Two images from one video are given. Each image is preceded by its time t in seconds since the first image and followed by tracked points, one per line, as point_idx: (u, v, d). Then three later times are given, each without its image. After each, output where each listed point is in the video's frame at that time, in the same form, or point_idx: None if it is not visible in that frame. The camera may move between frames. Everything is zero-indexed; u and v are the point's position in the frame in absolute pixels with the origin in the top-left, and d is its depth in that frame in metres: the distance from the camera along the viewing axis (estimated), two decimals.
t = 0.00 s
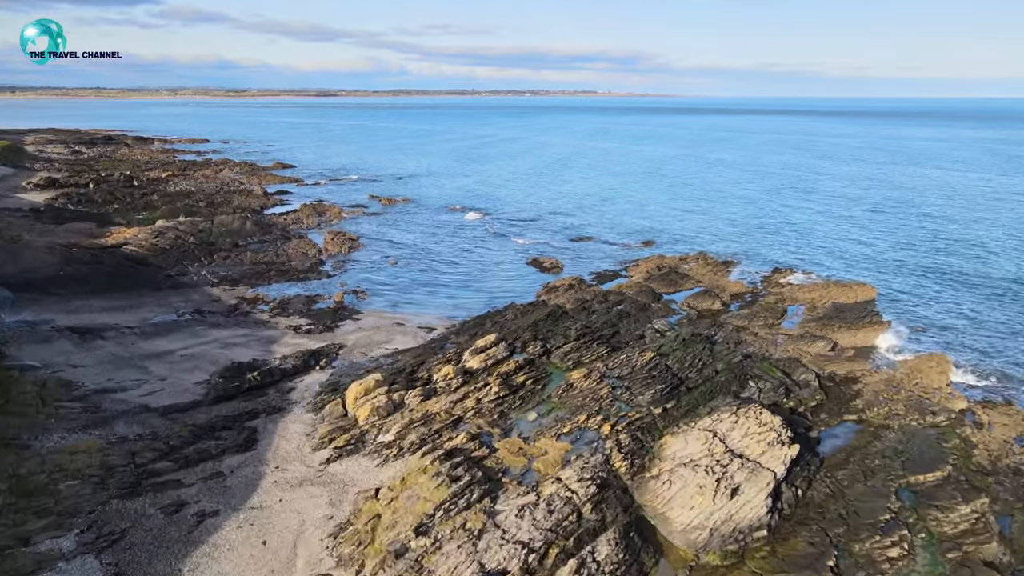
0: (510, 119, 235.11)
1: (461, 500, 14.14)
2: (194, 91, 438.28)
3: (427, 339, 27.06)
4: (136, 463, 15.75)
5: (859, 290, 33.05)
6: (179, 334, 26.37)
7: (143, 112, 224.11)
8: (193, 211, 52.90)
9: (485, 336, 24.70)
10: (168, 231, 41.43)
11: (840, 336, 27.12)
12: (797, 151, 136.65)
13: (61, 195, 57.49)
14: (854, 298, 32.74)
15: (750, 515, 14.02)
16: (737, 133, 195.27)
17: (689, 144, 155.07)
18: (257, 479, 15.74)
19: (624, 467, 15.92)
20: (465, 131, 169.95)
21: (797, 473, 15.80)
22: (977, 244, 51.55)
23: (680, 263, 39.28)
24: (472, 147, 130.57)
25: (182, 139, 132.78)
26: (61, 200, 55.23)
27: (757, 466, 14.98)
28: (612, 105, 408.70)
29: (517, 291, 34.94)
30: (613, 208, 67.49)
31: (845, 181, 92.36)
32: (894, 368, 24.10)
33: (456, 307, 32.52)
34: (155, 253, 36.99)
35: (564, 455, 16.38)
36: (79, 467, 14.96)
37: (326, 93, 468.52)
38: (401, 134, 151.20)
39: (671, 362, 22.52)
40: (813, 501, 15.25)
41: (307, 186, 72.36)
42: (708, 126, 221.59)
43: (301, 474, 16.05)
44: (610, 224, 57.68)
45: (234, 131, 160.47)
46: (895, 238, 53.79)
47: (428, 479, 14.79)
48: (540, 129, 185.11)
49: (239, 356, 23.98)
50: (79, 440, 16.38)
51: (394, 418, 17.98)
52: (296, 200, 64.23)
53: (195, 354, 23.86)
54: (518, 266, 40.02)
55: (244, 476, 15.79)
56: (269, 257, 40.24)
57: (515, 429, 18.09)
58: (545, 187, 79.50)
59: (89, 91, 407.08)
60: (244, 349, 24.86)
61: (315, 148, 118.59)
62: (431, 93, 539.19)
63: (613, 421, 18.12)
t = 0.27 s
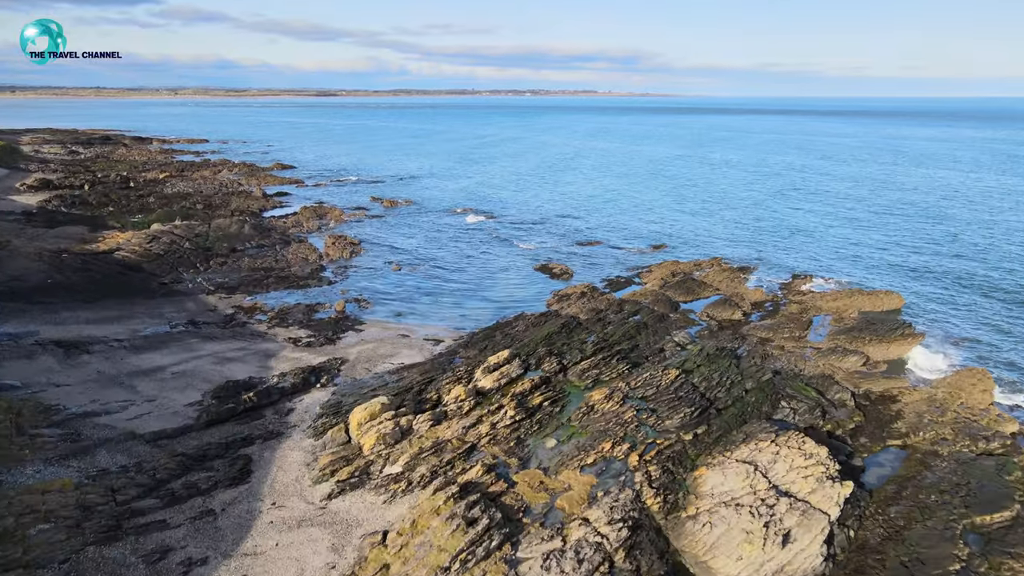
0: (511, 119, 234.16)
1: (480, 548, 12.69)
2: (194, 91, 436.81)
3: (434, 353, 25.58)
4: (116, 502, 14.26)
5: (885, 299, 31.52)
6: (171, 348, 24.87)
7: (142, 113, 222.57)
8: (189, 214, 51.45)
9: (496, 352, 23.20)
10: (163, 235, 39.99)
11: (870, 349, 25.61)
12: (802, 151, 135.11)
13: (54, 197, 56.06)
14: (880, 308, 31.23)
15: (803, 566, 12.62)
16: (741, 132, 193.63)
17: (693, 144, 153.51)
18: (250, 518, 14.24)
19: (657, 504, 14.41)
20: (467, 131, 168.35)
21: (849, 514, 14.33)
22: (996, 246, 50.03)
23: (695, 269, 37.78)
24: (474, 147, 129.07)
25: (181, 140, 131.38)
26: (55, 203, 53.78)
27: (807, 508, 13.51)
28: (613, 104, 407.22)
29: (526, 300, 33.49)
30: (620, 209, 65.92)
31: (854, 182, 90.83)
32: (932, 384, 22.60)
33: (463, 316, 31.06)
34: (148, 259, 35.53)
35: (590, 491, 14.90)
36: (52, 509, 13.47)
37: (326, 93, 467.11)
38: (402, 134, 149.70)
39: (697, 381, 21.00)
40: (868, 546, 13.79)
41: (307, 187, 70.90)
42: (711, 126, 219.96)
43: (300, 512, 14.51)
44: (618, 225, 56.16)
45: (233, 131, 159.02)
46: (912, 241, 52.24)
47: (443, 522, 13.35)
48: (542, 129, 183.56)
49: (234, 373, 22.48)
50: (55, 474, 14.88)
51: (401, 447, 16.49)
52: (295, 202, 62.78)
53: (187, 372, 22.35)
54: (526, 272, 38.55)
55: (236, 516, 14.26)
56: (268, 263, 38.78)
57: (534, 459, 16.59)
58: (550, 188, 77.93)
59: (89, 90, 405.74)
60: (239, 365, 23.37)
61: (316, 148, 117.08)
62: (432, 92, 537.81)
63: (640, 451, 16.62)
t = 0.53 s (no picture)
0: (512, 118, 232.54)
1: None
2: (193, 91, 435.15)
3: (438, 369, 24.05)
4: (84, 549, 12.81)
5: (912, 308, 29.98)
6: (158, 363, 23.36)
7: (141, 113, 221.14)
8: (184, 217, 49.95)
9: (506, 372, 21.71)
10: (154, 240, 38.49)
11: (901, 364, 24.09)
12: (808, 151, 133.45)
13: (46, 199, 54.57)
14: (905, 318, 29.76)
15: None
16: (744, 132, 191.91)
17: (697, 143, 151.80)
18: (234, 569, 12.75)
19: (690, 552, 12.98)
20: (467, 131, 166.80)
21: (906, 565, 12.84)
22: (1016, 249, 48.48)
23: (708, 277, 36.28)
24: (475, 146, 127.52)
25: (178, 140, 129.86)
26: (45, 205, 52.30)
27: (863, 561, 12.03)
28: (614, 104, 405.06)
29: (534, 308, 31.99)
30: (627, 209, 64.32)
31: (863, 182, 89.21)
32: (974, 404, 21.04)
33: (468, 327, 29.55)
34: (139, 266, 34.04)
35: (616, 537, 13.43)
36: (12, 563, 12.03)
37: (326, 92, 465.76)
38: (402, 134, 148.14)
39: (723, 403, 19.45)
40: None
41: (305, 188, 69.43)
42: (714, 125, 218.19)
43: (291, 560, 13.00)
44: (626, 227, 54.59)
45: (232, 131, 157.50)
46: (929, 243, 50.60)
47: None
48: (544, 129, 181.92)
49: (224, 392, 20.97)
50: (20, 520, 13.44)
51: (404, 482, 15.00)
52: (293, 204, 61.27)
53: (174, 390, 20.85)
54: (533, 279, 37.04)
55: (219, 565, 12.78)
56: (263, 269, 37.27)
57: (550, 494, 15.08)
58: (554, 188, 76.37)
59: (88, 90, 404.24)
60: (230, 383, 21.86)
61: (315, 148, 115.56)
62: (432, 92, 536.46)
63: (667, 486, 15.10)
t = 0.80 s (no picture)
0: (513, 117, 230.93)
1: None
2: (193, 90, 433.75)
3: (439, 388, 22.57)
4: None
5: (937, 317, 28.51)
6: (140, 381, 21.91)
7: (140, 112, 219.66)
8: (177, 220, 48.50)
9: (512, 393, 20.21)
10: (143, 245, 37.03)
11: (932, 380, 22.57)
12: (812, 151, 131.92)
13: (35, 201, 53.09)
14: (929, 330, 28.33)
15: None
16: (747, 131, 190.43)
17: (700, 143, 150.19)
18: None
19: None
20: (467, 130, 165.19)
21: None
22: None
23: (720, 285, 34.80)
24: (476, 146, 125.93)
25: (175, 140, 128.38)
26: (34, 207, 50.82)
27: None
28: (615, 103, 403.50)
29: (539, 319, 30.51)
30: (632, 210, 62.80)
31: (870, 182, 87.72)
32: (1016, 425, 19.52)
33: (470, 339, 28.09)
34: (126, 273, 32.56)
35: None
36: None
37: (326, 91, 464.09)
38: (402, 133, 146.61)
39: (748, 429, 17.94)
40: None
41: (303, 190, 67.95)
42: (716, 125, 216.64)
43: None
44: (631, 229, 53.11)
45: (230, 131, 156.04)
46: (945, 247, 49.04)
47: None
48: (545, 128, 180.46)
49: (208, 414, 19.50)
50: None
51: (402, 525, 13.56)
52: (290, 206, 59.79)
53: (155, 412, 19.42)
54: (537, 286, 35.55)
55: None
56: (257, 276, 35.80)
57: (564, 539, 13.60)
58: (556, 189, 74.89)
59: (87, 89, 402.71)
60: (216, 403, 20.41)
61: (313, 148, 114.04)
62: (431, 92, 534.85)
63: (692, 531, 13.65)
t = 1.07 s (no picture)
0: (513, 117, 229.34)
1: None
2: (192, 90, 432.26)
3: (437, 410, 21.03)
4: None
5: (963, 330, 27.02)
6: (115, 401, 20.38)
7: (138, 112, 218.08)
8: (168, 224, 47.00)
9: (516, 419, 18.71)
10: (130, 251, 35.51)
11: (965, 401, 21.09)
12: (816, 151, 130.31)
13: (22, 204, 51.55)
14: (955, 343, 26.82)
15: None
16: (749, 132, 188.86)
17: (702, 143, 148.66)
18: None
19: None
20: (467, 130, 163.62)
21: None
22: None
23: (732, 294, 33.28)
24: (476, 147, 124.38)
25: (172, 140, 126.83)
26: (20, 210, 49.28)
27: None
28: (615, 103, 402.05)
29: (544, 331, 29.01)
30: (637, 212, 61.28)
31: (877, 184, 86.25)
32: None
33: (471, 353, 26.60)
34: (109, 281, 31.07)
35: None
36: None
37: (325, 91, 462.46)
38: (401, 134, 145.07)
39: (775, 460, 16.43)
40: None
41: (299, 192, 66.45)
42: (718, 125, 215.08)
43: None
44: (637, 232, 51.60)
45: (228, 131, 154.54)
46: (960, 252, 47.57)
47: None
48: (546, 129, 178.91)
49: (186, 441, 17.98)
50: None
51: None
52: (286, 209, 58.31)
53: (128, 440, 17.92)
54: (541, 294, 34.06)
55: None
56: (248, 284, 34.28)
57: None
58: (558, 190, 73.47)
59: (85, 89, 401.24)
60: (196, 427, 18.89)
61: (311, 148, 112.47)
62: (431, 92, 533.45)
63: None
